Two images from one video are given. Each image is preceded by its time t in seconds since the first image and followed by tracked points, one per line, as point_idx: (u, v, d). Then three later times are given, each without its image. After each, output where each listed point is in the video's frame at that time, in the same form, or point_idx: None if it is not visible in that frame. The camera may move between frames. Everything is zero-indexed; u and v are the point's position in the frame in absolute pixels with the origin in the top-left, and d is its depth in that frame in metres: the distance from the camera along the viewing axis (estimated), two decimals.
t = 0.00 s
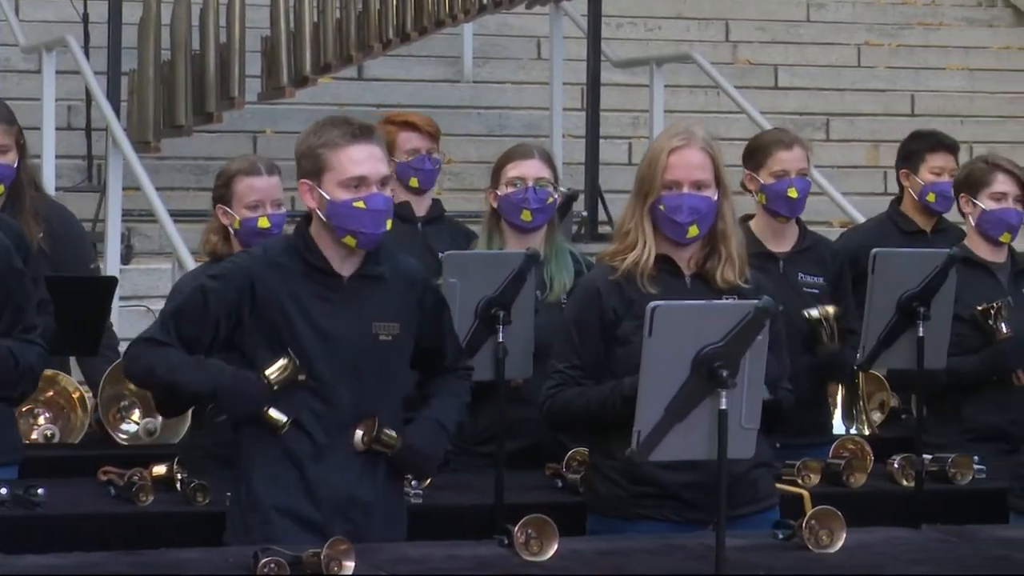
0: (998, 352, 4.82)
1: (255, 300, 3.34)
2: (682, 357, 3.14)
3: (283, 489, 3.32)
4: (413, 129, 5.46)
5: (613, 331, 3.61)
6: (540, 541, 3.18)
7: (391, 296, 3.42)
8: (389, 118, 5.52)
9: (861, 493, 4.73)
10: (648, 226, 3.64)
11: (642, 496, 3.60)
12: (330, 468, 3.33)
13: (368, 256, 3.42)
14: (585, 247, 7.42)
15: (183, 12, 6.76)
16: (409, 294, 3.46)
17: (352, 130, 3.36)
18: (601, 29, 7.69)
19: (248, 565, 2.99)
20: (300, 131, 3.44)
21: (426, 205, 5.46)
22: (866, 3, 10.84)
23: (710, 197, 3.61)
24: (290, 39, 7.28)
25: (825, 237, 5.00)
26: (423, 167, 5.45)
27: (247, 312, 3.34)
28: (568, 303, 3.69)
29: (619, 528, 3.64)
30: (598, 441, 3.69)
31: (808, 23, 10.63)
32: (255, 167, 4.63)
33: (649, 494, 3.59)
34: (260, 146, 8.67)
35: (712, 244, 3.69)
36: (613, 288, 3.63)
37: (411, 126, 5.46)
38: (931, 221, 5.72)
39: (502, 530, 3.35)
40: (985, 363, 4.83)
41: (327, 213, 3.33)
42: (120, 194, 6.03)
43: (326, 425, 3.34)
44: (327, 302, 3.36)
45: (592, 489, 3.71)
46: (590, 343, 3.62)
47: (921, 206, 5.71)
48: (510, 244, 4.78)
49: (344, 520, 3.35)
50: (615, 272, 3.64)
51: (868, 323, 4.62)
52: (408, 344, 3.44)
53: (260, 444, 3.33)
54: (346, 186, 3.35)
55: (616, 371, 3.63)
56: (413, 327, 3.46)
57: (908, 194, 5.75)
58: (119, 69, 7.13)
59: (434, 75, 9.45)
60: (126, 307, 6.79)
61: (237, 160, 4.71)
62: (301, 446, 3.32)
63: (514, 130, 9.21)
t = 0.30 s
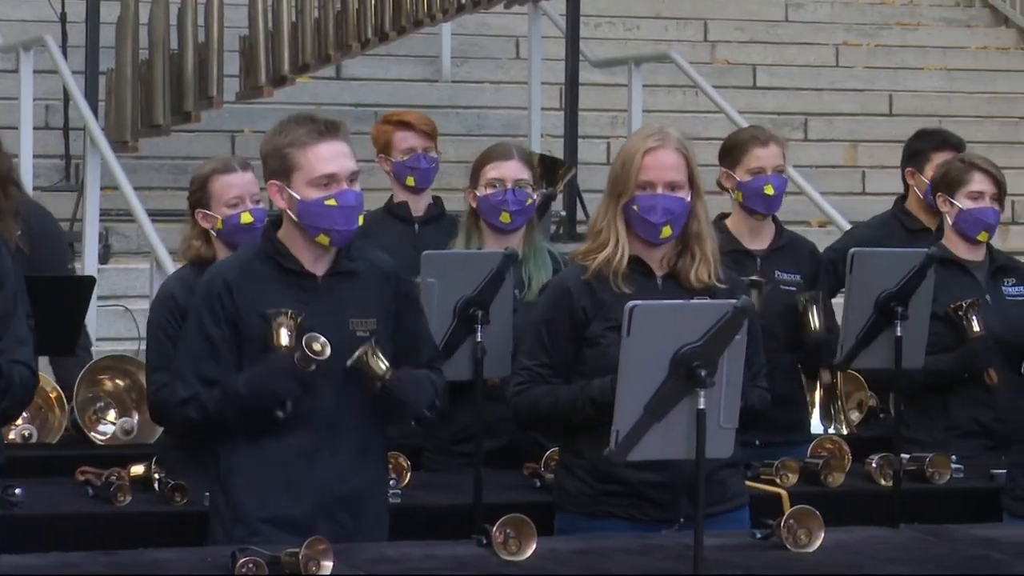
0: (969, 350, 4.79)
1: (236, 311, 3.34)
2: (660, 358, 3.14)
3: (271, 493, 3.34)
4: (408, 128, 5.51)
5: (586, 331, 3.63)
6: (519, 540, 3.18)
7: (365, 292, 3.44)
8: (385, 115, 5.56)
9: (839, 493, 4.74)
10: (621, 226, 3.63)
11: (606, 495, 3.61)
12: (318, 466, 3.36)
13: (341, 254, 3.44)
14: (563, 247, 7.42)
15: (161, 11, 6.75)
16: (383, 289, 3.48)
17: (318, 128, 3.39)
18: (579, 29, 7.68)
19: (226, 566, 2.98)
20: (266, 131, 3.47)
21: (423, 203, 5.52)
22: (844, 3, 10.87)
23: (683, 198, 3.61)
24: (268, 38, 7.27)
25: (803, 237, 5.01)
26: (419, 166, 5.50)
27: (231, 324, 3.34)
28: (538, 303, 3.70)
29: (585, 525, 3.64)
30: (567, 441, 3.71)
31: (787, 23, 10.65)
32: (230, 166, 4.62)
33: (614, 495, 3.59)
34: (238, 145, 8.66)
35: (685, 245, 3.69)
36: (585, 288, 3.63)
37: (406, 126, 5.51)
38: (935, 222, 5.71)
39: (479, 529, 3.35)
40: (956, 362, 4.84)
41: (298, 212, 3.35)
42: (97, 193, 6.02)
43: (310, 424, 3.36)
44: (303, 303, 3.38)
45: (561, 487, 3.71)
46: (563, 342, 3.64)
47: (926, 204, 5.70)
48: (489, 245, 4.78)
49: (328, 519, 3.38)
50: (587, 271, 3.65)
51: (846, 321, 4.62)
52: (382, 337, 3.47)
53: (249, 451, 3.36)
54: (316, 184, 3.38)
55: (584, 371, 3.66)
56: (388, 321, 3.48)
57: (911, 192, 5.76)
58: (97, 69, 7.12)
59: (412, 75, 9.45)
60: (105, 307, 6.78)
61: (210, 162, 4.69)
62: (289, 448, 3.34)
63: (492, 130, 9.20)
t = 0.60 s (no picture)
0: (945, 352, 4.83)
1: (203, 311, 3.32)
2: (638, 358, 3.14)
3: (249, 500, 3.32)
4: (395, 127, 5.52)
5: (574, 330, 3.63)
6: (497, 540, 3.18)
7: (343, 306, 3.40)
8: (372, 117, 5.58)
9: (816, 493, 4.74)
10: (601, 227, 3.64)
11: (597, 495, 3.60)
12: (288, 476, 3.33)
13: (320, 270, 3.41)
14: (540, 246, 7.43)
15: (137, 10, 6.75)
16: (361, 300, 3.45)
17: (304, 148, 3.34)
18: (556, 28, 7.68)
19: (204, 566, 2.98)
20: (250, 143, 3.42)
21: (407, 202, 5.52)
22: (821, 3, 10.90)
23: (665, 198, 3.62)
24: (245, 38, 7.27)
25: (781, 235, 5.01)
26: (404, 164, 5.50)
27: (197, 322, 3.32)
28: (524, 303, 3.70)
29: (573, 527, 3.64)
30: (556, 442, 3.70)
31: (764, 23, 10.66)
32: (215, 169, 4.61)
33: (607, 495, 3.59)
34: (215, 145, 8.65)
35: (669, 243, 3.69)
36: (572, 287, 3.64)
37: (393, 125, 5.52)
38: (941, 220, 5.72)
39: (458, 528, 3.35)
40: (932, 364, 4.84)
41: (281, 232, 3.31)
42: (74, 192, 6.01)
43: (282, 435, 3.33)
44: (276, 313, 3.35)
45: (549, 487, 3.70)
46: (549, 340, 3.64)
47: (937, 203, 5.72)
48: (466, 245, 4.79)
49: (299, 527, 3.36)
50: (570, 271, 3.64)
51: (822, 322, 4.62)
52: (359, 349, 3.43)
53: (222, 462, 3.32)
54: (302, 208, 3.33)
55: (571, 371, 3.66)
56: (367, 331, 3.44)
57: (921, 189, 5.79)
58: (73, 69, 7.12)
59: (390, 74, 9.45)
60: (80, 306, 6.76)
61: (197, 164, 4.69)
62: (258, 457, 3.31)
63: (470, 129, 9.20)
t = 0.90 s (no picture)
0: (924, 348, 4.86)
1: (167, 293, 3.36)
2: (616, 357, 3.14)
3: (211, 490, 3.33)
4: (368, 129, 5.49)
5: (564, 330, 3.61)
6: (476, 540, 3.18)
7: (316, 297, 3.40)
8: (346, 118, 5.56)
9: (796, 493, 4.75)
10: (592, 229, 3.64)
11: (588, 497, 3.60)
12: (253, 466, 3.33)
13: (293, 254, 3.43)
14: (520, 247, 7.42)
15: (116, 9, 6.73)
16: (336, 295, 3.44)
17: (268, 127, 3.40)
18: (535, 27, 7.68)
19: (183, 566, 2.98)
20: (216, 128, 3.47)
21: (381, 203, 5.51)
22: (800, 3, 10.91)
23: (653, 199, 3.62)
24: (225, 37, 7.26)
25: (759, 237, 5.03)
26: (378, 165, 5.48)
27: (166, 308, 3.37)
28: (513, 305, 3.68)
29: (564, 528, 3.63)
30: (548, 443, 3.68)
31: (743, 23, 10.68)
32: (184, 161, 4.65)
33: (597, 497, 3.59)
34: (194, 144, 8.63)
35: (656, 243, 3.70)
36: (564, 289, 3.62)
37: (366, 127, 5.49)
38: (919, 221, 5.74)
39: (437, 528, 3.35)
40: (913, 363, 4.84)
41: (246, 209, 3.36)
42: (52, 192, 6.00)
43: (246, 425, 3.34)
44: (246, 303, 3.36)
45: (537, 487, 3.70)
46: (540, 339, 3.60)
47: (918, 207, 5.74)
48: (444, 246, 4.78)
49: (268, 522, 3.36)
50: (564, 274, 3.63)
51: (802, 322, 4.62)
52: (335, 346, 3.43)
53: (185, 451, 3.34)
54: (264, 182, 3.38)
55: (562, 370, 3.64)
56: (342, 327, 3.44)
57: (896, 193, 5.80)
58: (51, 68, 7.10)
59: (370, 74, 9.44)
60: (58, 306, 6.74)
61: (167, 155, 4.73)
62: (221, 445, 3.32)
63: (449, 129, 9.19)
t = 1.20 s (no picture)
0: (902, 352, 4.86)
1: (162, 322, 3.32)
2: (594, 358, 3.14)
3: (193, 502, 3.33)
4: (342, 132, 5.54)
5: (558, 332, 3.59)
6: (454, 541, 3.18)
7: (289, 296, 3.42)
8: (321, 123, 5.62)
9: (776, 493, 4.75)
10: (581, 226, 3.63)
11: (575, 497, 3.60)
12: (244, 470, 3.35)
13: (265, 257, 3.44)
14: (498, 247, 7.42)
15: (93, 9, 6.73)
16: (309, 295, 3.46)
17: (241, 128, 3.40)
18: (512, 27, 7.68)
19: (160, 566, 2.97)
20: (188, 129, 3.47)
21: (351, 207, 5.52)
22: (778, 3, 10.92)
23: (640, 194, 3.62)
24: (203, 36, 7.25)
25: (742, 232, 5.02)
26: (348, 169, 5.52)
27: (157, 331, 3.32)
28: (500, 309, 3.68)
29: (549, 528, 3.63)
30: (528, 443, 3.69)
31: (721, 23, 10.69)
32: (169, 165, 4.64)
33: (585, 498, 3.59)
34: (172, 144, 8.63)
35: (643, 240, 3.71)
36: (554, 289, 3.61)
37: (339, 130, 5.55)
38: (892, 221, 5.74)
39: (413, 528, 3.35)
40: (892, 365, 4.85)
41: (219, 210, 3.36)
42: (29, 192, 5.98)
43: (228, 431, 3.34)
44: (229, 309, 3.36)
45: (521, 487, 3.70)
46: (532, 340, 3.60)
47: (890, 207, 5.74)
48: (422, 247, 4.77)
49: (247, 522, 3.36)
50: (555, 273, 3.61)
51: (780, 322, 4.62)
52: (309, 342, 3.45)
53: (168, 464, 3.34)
54: (237, 183, 3.39)
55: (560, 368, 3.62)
56: (314, 326, 3.46)
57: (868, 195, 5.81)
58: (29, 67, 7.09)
59: (348, 74, 9.44)
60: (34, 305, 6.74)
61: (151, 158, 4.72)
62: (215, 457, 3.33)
63: (427, 128, 9.19)
